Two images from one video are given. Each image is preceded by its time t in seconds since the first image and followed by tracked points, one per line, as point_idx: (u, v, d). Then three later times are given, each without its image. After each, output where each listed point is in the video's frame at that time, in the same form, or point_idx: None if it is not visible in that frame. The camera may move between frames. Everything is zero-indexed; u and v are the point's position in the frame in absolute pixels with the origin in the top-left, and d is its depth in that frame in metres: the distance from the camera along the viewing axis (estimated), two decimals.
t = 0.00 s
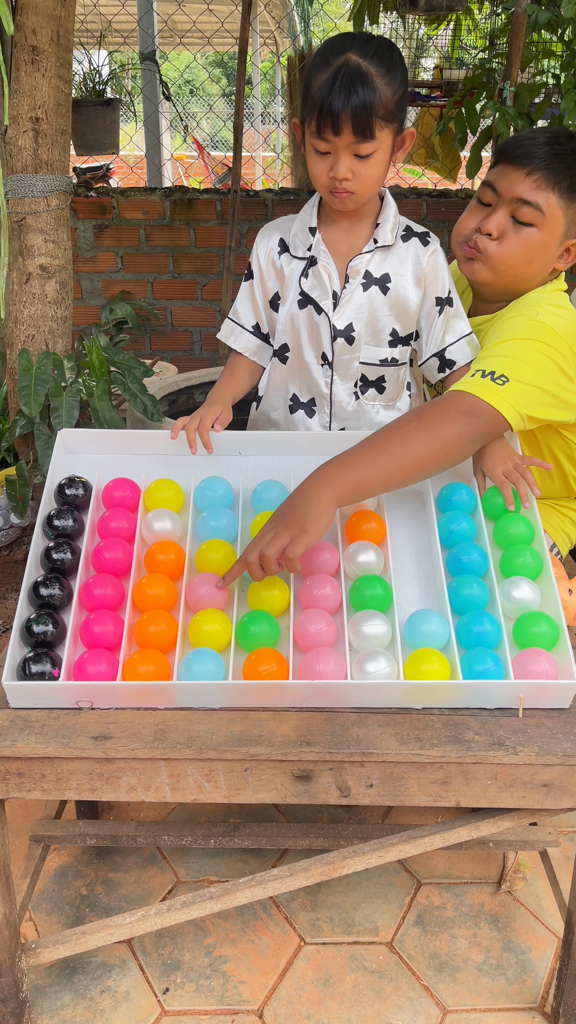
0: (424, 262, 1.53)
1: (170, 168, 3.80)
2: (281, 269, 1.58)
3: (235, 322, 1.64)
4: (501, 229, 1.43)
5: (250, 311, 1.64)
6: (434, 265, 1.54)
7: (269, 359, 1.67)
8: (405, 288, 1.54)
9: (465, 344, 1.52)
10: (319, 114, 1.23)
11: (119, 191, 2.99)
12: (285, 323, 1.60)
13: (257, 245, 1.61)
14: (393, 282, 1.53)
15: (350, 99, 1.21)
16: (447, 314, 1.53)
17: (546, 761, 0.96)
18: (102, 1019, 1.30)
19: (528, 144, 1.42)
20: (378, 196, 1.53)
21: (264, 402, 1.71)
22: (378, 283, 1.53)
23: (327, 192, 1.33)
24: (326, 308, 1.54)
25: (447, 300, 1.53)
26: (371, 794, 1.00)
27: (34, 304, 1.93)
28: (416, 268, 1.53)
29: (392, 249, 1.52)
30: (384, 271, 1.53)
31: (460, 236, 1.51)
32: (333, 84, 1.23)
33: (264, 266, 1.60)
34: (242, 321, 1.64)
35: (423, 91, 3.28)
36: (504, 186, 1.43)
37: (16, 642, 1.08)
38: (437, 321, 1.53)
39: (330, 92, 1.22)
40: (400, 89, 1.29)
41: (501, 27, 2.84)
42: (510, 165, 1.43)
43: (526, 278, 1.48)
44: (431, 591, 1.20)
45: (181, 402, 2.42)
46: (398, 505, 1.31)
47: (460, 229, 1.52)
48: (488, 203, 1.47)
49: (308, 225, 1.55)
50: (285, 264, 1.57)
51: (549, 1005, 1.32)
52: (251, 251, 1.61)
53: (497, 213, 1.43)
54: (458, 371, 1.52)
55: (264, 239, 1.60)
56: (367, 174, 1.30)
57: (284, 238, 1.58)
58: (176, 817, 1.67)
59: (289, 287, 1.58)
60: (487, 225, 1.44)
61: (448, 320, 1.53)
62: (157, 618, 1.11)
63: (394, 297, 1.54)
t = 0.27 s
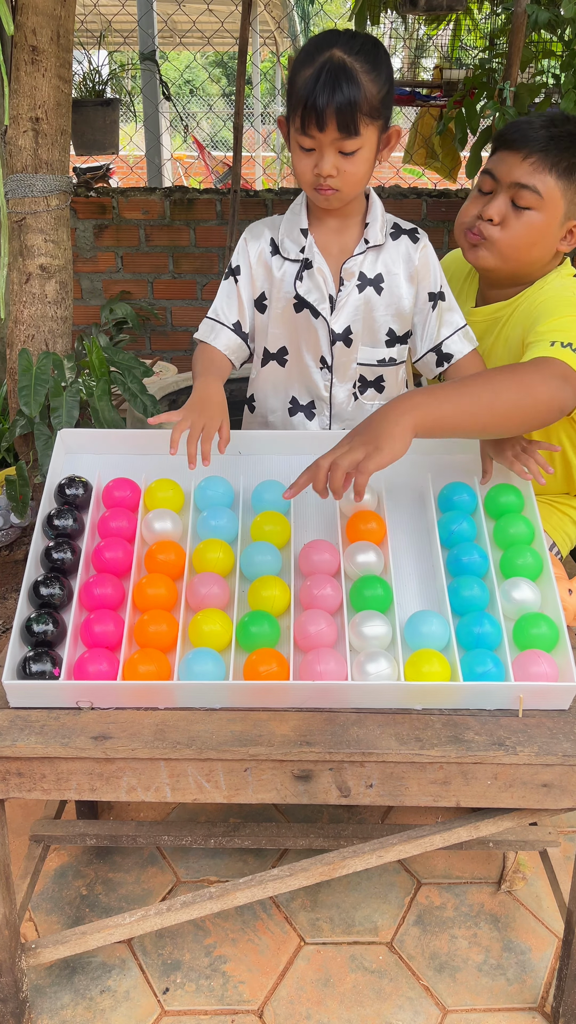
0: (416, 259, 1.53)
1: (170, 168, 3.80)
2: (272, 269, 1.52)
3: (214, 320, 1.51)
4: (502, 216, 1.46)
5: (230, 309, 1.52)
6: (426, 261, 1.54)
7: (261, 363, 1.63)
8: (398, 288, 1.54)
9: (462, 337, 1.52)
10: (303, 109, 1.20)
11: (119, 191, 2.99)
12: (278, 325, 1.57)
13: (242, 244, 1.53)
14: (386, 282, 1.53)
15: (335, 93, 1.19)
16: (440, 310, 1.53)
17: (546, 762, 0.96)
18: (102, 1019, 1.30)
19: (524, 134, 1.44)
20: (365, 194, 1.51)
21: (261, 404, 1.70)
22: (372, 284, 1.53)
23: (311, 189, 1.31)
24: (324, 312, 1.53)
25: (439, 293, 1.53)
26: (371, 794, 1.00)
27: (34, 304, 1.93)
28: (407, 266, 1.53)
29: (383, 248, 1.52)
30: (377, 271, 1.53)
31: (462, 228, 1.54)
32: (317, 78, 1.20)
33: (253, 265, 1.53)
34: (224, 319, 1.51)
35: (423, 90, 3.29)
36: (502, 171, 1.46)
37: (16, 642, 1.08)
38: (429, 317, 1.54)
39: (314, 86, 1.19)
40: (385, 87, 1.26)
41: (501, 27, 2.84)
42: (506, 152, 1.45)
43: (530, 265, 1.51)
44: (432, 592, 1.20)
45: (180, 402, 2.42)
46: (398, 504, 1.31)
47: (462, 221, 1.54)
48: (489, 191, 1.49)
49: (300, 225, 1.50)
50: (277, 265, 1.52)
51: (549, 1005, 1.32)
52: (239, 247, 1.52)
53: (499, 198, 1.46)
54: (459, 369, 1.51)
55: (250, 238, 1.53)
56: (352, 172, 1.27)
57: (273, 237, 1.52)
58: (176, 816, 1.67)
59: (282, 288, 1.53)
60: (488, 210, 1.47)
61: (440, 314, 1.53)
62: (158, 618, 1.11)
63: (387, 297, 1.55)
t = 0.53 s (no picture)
0: (415, 258, 1.56)
1: (170, 169, 3.80)
2: (275, 274, 1.49)
3: (203, 324, 1.47)
4: (511, 234, 1.46)
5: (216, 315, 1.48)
6: (423, 262, 1.58)
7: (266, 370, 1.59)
8: (402, 287, 1.56)
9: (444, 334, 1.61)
10: (303, 109, 1.19)
11: (119, 191, 2.99)
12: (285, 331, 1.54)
13: (238, 250, 1.48)
14: (391, 282, 1.55)
15: (334, 93, 1.18)
16: (427, 310, 1.59)
17: (546, 762, 0.96)
18: (102, 1018, 1.30)
19: (519, 146, 1.43)
20: (359, 197, 1.52)
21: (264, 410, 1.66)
22: (379, 283, 1.54)
23: (309, 189, 1.30)
24: (337, 313, 1.52)
25: (430, 293, 1.58)
26: (371, 794, 1.00)
27: (34, 304, 1.93)
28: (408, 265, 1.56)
29: (385, 247, 1.53)
30: (382, 270, 1.54)
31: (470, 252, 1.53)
32: (316, 78, 1.19)
33: (252, 270, 1.48)
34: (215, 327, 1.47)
35: (424, 90, 3.28)
36: (499, 192, 1.44)
37: (16, 642, 1.08)
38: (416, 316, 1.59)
39: (313, 86, 1.19)
40: (380, 85, 1.26)
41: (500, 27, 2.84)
42: (497, 172, 1.44)
43: (536, 266, 1.52)
44: (432, 592, 1.20)
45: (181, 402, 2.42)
46: (398, 505, 1.31)
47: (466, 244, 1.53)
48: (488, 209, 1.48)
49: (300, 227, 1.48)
50: (281, 269, 1.49)
51: (549, 1005, 1.32)
52: (236, 253, 1.47)
53: (502, 218, 1.46)
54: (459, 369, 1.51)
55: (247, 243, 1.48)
56: (350, 171, 1.27)
57: (272, 240, 1.48)
58: (177, 816, 1.67)
59: (286, 292, 1.50)
60: (497, 234, 1.46)
61: (429, 312, 1.59)
62: (158, 618, 1.11)
63: (393, 296, 1.56)
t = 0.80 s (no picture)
0: (412, 259, 1.57)
1: (170, 168, 3.80)
2: (272, 272, 1.49)
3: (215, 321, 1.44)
4: (531, 239, 1.47)
5: (225, 310, 1.45)
6: (419, 264, 1.59)
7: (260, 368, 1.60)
8: (398, 288, 1.57)
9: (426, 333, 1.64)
10: (310, 110, 1.19)
11: (119, 191, 2.99)
12: (279, 328, 1.54)
13: (238, 246, 1.47)
14: (387, 282, 1.55)
15: (342, 94, 1.18)
16: (417, 311, 1.61)
17: (546, 762, 0.96)
18: (102, 1018, 1.30)
19: (539, 154, 1.42)
20: (359, 197, 1.52)
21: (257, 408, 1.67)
22: (376, 284, 1.54)
23: (311, 189, 1.30)
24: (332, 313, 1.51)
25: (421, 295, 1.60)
26: (371, 795, 1.00)
27: (34, 304, 1.93)
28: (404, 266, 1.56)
29: (383, 248, 1.53)
30: (378, 271, 1.54)
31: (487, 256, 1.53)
32: (324, 79, 1.19)
33: (251, 268, 1.48)
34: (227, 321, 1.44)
35: (424, 90, 3.28)
36: (518, 199, 1.44)
37: (16, 642, 1.08)
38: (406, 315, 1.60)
39: (321, 87, 1.18)
40: (386, 87, 1.26)
41: (501, 26, 2.84)
42: (515, 180, 1.44)
43: (536, 266, 1.52)
44: (433, 593, 1.20)
45: (181, 402, 2.42)
46: (398, 504, 1.31)
47: (483, 247, 1.53)
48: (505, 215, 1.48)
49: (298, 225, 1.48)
50: (277, 266, 1.48)
51: (549, 1005, 1.32)
52: (235, 250, 1.47)
53: (522, 225, 1.46)
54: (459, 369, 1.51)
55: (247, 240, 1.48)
56: (354, 173, 1.27)
57: (269, 238, 1.48)
58: (177, 816, 1.68)
59: (284, 290, 1.50)
60: (517, 240, 1.47)
61: (419, 313, 1.61)
62: (158, 618, 1.11)
63: (387, 296, 1.56)
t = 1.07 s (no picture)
0: (412, 256, 1.57)
1: (170, 168, 3.80)
2: (275, 273, 1.47)
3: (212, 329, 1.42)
4: (541, 235, 1.47)
5: (223, 319, 1.43)
6: (418, 259, 1.59)
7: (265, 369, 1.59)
8: (398, 287, 1.57)
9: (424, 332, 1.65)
10: (307, 107, 1.19)
11: (119, 191, 2.99)
12: (283, 330, 1.53)
13: (240, 251, 1.46)
14: (388, 282, 1.55)
15: (340, 93, 1.18)
16: (417, 309, 1.61)
17: (546, 762, 0.96)
18: (102, 1018, 1.30)
19: (550, 150, 1.42)
20: (357, 196, 1.51)
21: (261, 410, 1.67)
22: (377, 284, 1.54)
23: (309, 188, 1.30)
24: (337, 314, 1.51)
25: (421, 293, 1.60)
26: (371, 794, 1.00)
27: (34, 304, 1.93)
28: (404, 264, 1.56)
29: (383, 247, 1.53)
30: (379, 270, 1.54)
31: (497, 251, 1.52)
32: (321, 76, 1.19)
33: (254, 270, 1.47)
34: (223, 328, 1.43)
35: (424, 91, 3.28)
36: (529, 195, 1.44)
37: (16, 642, 1.08)
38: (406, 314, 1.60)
39: (318, 85, 1.19)
40: (384, 86, 1.26)
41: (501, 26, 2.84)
42: (526, 180, 1.44)
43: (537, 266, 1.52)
44: (434, 594, 1.20)
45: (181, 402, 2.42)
46: (398, 505, 1.31)
47: (493, 242, 1.52)
48: (515, 212, 1.48)
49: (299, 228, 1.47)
50: (280, 268, 1.47)
51: (549, 1005, 1.32)
52: (238, 254, 1.45)
53: (532, 222, 1.46)
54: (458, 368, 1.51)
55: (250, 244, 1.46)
56: (352, 171, 1.27)
57: (271, 240, 1.47)
58: (177, 816, 1.68)
59: (288, 291, 1.49)
60: (527, 237, 1.47)
61: (418, 310, 1.61)
62: (158, 618, 1.11)
63: (388, 296, 1.56)
